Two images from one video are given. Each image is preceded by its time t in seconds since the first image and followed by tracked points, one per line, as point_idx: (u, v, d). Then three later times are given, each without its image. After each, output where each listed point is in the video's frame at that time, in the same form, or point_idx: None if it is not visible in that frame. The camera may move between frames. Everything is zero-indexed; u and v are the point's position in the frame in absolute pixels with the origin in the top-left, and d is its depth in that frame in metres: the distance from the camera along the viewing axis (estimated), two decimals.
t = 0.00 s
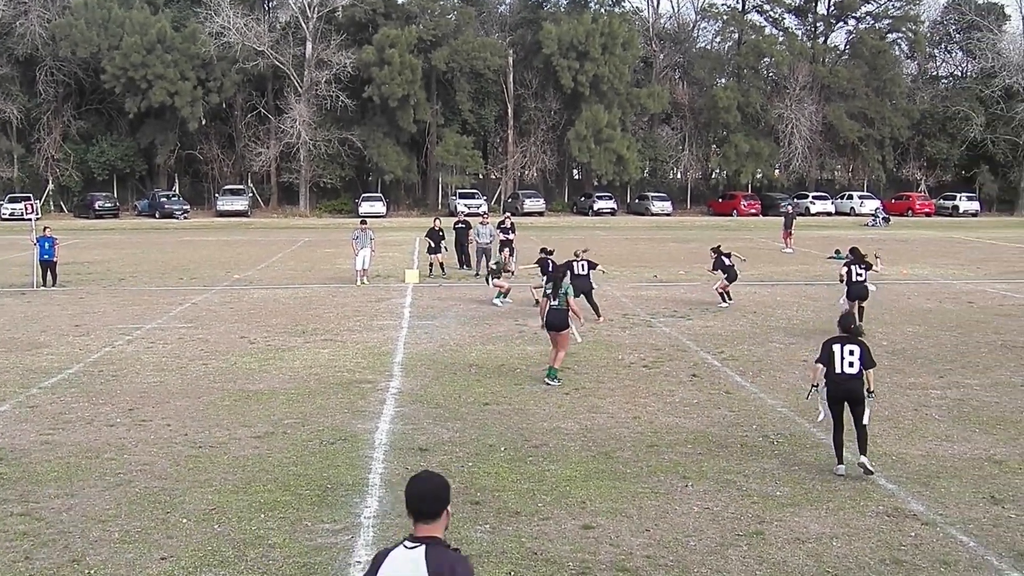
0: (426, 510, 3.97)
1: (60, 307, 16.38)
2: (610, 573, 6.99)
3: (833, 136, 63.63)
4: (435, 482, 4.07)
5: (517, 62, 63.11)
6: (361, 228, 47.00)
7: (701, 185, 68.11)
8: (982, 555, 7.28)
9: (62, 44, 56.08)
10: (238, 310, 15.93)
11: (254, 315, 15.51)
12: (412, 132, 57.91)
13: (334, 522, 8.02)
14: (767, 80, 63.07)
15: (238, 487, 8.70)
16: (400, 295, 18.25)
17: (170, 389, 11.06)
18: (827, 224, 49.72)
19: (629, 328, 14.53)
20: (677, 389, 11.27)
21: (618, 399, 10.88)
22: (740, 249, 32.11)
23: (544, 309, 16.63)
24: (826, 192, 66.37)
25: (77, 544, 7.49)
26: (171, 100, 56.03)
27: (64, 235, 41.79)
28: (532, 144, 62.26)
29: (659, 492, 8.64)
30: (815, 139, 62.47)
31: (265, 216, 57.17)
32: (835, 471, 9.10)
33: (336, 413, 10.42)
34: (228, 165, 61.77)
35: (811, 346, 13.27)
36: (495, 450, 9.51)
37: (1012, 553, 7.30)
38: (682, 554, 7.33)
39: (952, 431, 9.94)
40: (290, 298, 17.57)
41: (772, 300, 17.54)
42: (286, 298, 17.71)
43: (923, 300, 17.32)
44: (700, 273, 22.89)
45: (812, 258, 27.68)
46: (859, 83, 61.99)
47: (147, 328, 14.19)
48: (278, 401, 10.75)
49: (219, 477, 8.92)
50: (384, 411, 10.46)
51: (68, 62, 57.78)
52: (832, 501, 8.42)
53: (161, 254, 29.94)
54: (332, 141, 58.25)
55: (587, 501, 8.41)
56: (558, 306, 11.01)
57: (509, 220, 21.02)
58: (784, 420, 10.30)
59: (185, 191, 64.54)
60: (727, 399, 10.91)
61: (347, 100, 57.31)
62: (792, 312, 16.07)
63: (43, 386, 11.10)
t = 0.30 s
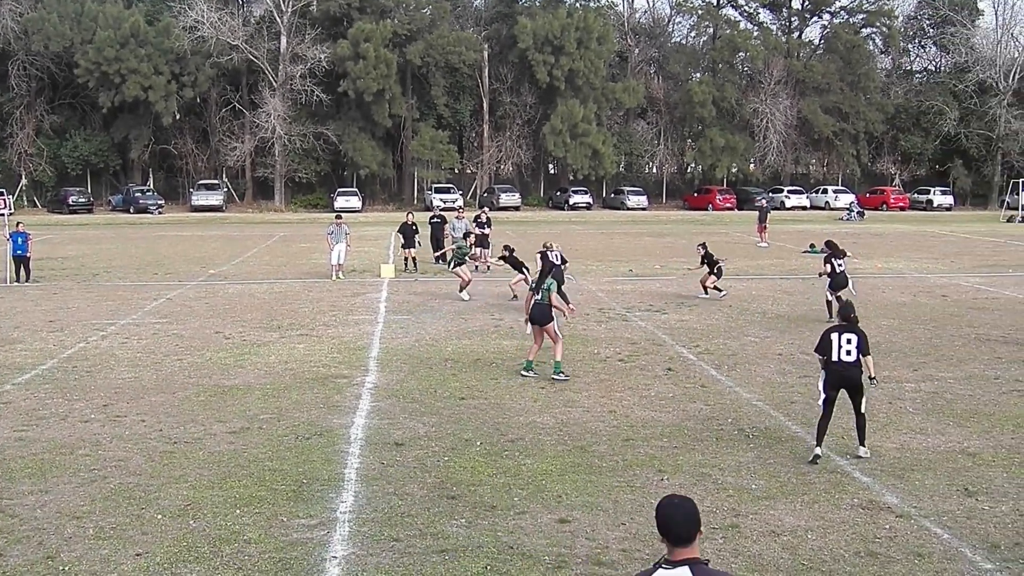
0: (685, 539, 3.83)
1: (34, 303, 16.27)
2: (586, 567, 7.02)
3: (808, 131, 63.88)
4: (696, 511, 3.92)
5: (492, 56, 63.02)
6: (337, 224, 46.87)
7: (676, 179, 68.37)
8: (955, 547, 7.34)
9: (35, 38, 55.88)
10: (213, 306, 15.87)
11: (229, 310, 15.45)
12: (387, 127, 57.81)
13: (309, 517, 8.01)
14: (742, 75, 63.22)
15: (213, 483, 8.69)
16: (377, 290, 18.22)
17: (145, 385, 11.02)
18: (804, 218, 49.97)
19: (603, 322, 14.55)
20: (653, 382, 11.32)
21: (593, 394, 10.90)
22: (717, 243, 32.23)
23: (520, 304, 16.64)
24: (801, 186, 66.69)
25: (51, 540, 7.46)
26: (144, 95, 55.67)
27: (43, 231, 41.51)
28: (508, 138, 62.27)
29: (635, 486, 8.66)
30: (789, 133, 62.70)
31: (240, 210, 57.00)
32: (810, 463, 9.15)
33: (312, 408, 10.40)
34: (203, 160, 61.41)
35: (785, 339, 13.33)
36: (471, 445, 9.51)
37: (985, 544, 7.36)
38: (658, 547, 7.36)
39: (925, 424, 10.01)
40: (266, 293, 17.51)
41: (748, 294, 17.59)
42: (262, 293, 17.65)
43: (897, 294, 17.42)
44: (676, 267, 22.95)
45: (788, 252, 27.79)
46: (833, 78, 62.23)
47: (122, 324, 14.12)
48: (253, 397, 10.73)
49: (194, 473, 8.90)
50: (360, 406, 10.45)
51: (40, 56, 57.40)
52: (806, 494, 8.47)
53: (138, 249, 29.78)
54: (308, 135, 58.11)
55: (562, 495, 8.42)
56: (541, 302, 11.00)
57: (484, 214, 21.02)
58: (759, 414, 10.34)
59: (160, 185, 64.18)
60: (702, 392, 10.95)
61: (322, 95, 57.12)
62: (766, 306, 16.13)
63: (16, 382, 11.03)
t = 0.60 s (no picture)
0: (823, 527, 3.88)
1: (32, 297, 16.27)
2: (584, 560, 7.04)
3: (804, 124, 63.95)
4: (832, 500, 3.98)
5: (488, 51, 62.97)
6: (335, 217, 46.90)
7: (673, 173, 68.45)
8: (953, 540, 7.37)
9: (30, 33, 55.77)
10: (210, 300, 15.88)
11: (226, 304, 15.46)
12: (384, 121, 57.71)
13: (308, 511, 8.03)
14: (738, 68, 63.23)
15: (211, 477, 8.71)
16: (373, 284, 18.24)
17: (142, 379, 11.04)
18: (800, 211, 50.02)
19: (599, 316, 14.57)
20: (650, 376, 11.34)
21: (591, 387, 10.92)
22: (713, 236, 32.29)
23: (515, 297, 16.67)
24: (798, 180, 66.71)
25: (49, 535, 7.48)
26: (141, 89, 55.56)
27: (39, 225, 41.45)
28: (504, 132, 62.17)
29: (633, 480, 8.69)
30: (785, 127, 62.74)
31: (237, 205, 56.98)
32: (807, 457, 9.18)
33: (309, 403, 10.40)
34: (198, 155, 61.23)
35: (782, 333, 13.37)
36: (468, 439, 9.53)
37: (983, 537, 7.39)
38: (656, 541, 7.38)
39: (923, 417, 10.04)
40: (263, 287, 17.52)
41: (745, 288, 17.64)
42: (259, 287, 17.66)
43: (893, 287, 17.46)
44: (673, 260, 23.01)
45: (785, 246, 27.84)
46: (829, 71, 62.23)
47: (119, 319, 14.13)
48: (251, 391, 10.75)
49: (191, 467, 8.91)
50: (358, 401, 10.46)
51: (35, 51, 57.25)
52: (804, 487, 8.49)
53: (134, 244, 29.74)
54: (303, 130, 58.04)
55: (560, 489, 8.45)
56: (556, 298, 10.77)
57: (482, 208, 21.07)
58: (756, 407, 10.37)
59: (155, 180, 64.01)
60: (699, 386, 10.97)
61: (319, 89, 57.04)
62: (762, 299, 16.17)
63: (13, 377, 11.04)
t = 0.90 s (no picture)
0: (834, 504, 3.76)
1: (60, 290, 16.39)
2: (611, 553, 7.05)
3: (831, 116, 63.72)
4: (840, 480, 3.87)
5: (513, 43, 62.32)
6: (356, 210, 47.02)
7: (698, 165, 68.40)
8: (983, 533, 7.34)
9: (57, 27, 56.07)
10: (237, 293, 15.95)
11: (253, 297, 15.52)
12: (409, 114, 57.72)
13: (335, 503, 8.06)
14: (764, 60, 62.99)
15: (239, 468, 8.75)
16: (397, 277, 18.27)
17: (170, 371, 11.09)
18: (825, 203, 49.78)
19: (626, 309, 14.54)
20: (677, 368, 11.34)
21: (618, 380, 10.92)
22: (738, 229, 32.20)
23: (542, 289, 16.67)
24: (825, 172, 66.44)
25: (79, 526, 7.52)
26: (167, 83, 55.75)
27: (62, 218, 41.72)
28: (529, 125, 61.84)
29: (660, 472, 8.68)
30: (812, 119, 62.45)
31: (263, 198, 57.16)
32: (834, 450, 9.15)
33: (337, 395, 10.44)
34: (225, 148, 61.43)
35: (810, 325, 13.34)
36: (495, 431, 9.54)
37: (1013, 531, 7.36)
38: (684, 533, 7.38)
39: (952, 411, 10.00)
40: (289, 280, 17.56)
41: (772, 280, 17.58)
42: (285, 280, 17.71)
43: (922, 280, 17.37)
44: (698, 253, 22.96)
45: (810, 238, 27.73)
46: (856, 63, 61.97)
47: (146, 311, 14.20)
48: (279, 383, 10.79)
49: (220, 459, 8.96)
50: (385, 393, 10.49)
51: (63, 45, 57.54)
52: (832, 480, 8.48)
53: (160, 237, 29.91)
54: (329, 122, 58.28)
55: (587, 481, 8.46)
56: (592, 290, 10.70)
57: (508, 201, 21.08)
58: (784, 400, 10.35)
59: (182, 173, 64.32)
60: (727, 378, 10.96)
61: (345, 82, 57.12)
62: (791, 291, 16.13)
63: (43, 369, 11.12)
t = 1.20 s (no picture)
0: (766, 468, 3.61)
1: (98, 283, 16.53)
2: (648, 546, 7.04)
3: (867, 109, 63.29)
4: (770, 440, 3.71)
5: (549, 36, 62.64)
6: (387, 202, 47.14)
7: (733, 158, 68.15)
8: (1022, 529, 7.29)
9: (95, 22, 56.45)
10: (272, 285, 16.04)
11: (288, 289, 15.60)
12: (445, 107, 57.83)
13: (373, 495, 8.09)
14: (800, 52, 62.58)
15: (276, 460, 8.79)
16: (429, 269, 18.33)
17: (208, 364, 11.16)
18: (860, 196, 49.44)
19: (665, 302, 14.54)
20: (713, 362, 11.31)
21: (654, 373, 10.92)
22: (771, 221, 32.04)
23: (579, 282, 16.68)
24: (862, 165, 66.08)
25: (118, 516, 7.58)
26: (204, 77, 55.96)
27: (97, 212, 42.02)
28: (564, 118, 61.90)
29: (695, 466, 8.66)
30: (848, 112, 61.92)
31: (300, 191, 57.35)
32: (871, 444, 9.11)
33: (373, 387, 10.48)
34: (260, 141, 61.68)
35: (847, 319, 13.28)
36: (530, 424, 9.56)
37: None
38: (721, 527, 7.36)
39: (991, 406, 9.91)
40: (325, 273, 17.64)
41: (808, 273, 17.51)
42: (320, 273, 17.77)
43: (961, 274, 17.23)
44: (733, 246, 22.89)
45: (844, 231, 27.58)
46: (893, 55, 61.54)
47: (184, 303, 14.31)
48: (315, 375, 10.84)
49: (257, 450, 9.01)
50: (422, 385, 10.53)
51: (100, 40, 57.95)
52: (870, 474, 8.44)
53: (193, 230, 30.10)
54: (364, 116, 58.48)
55: (623, 473, 8.47)
56: (636, 285, 10.75)
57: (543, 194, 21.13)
58: (821, 394, 10.31)
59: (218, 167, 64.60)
60: (764, 372, 10.94)
61: (380, 75, 57.22)
62: (829, 285, 16.05)
63: (82, 361, 11.21)
